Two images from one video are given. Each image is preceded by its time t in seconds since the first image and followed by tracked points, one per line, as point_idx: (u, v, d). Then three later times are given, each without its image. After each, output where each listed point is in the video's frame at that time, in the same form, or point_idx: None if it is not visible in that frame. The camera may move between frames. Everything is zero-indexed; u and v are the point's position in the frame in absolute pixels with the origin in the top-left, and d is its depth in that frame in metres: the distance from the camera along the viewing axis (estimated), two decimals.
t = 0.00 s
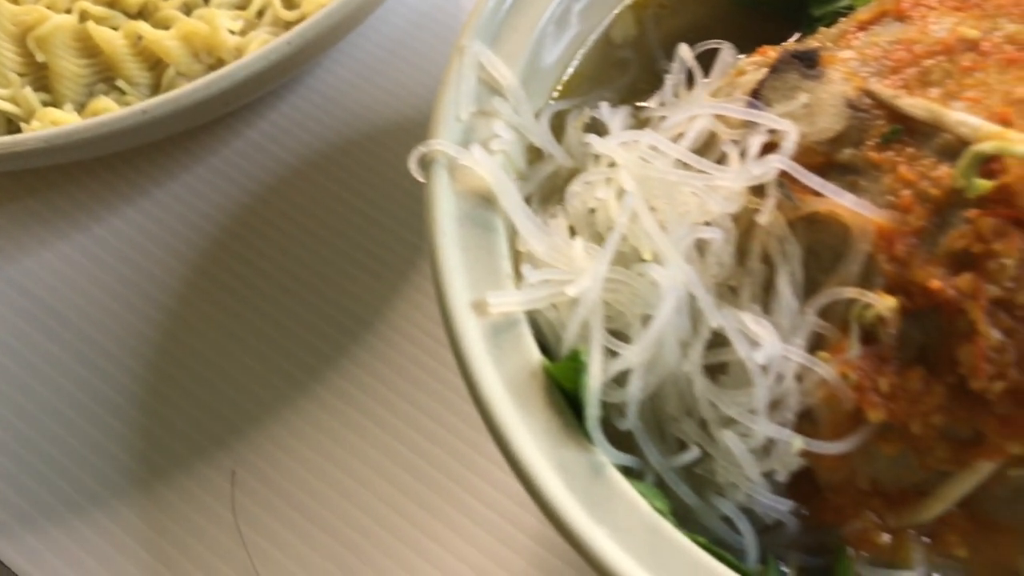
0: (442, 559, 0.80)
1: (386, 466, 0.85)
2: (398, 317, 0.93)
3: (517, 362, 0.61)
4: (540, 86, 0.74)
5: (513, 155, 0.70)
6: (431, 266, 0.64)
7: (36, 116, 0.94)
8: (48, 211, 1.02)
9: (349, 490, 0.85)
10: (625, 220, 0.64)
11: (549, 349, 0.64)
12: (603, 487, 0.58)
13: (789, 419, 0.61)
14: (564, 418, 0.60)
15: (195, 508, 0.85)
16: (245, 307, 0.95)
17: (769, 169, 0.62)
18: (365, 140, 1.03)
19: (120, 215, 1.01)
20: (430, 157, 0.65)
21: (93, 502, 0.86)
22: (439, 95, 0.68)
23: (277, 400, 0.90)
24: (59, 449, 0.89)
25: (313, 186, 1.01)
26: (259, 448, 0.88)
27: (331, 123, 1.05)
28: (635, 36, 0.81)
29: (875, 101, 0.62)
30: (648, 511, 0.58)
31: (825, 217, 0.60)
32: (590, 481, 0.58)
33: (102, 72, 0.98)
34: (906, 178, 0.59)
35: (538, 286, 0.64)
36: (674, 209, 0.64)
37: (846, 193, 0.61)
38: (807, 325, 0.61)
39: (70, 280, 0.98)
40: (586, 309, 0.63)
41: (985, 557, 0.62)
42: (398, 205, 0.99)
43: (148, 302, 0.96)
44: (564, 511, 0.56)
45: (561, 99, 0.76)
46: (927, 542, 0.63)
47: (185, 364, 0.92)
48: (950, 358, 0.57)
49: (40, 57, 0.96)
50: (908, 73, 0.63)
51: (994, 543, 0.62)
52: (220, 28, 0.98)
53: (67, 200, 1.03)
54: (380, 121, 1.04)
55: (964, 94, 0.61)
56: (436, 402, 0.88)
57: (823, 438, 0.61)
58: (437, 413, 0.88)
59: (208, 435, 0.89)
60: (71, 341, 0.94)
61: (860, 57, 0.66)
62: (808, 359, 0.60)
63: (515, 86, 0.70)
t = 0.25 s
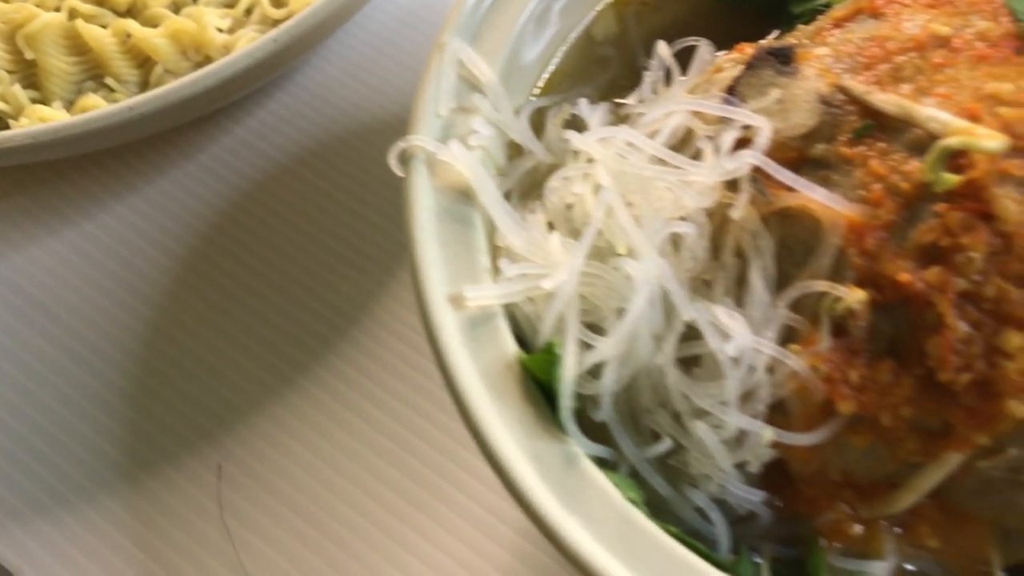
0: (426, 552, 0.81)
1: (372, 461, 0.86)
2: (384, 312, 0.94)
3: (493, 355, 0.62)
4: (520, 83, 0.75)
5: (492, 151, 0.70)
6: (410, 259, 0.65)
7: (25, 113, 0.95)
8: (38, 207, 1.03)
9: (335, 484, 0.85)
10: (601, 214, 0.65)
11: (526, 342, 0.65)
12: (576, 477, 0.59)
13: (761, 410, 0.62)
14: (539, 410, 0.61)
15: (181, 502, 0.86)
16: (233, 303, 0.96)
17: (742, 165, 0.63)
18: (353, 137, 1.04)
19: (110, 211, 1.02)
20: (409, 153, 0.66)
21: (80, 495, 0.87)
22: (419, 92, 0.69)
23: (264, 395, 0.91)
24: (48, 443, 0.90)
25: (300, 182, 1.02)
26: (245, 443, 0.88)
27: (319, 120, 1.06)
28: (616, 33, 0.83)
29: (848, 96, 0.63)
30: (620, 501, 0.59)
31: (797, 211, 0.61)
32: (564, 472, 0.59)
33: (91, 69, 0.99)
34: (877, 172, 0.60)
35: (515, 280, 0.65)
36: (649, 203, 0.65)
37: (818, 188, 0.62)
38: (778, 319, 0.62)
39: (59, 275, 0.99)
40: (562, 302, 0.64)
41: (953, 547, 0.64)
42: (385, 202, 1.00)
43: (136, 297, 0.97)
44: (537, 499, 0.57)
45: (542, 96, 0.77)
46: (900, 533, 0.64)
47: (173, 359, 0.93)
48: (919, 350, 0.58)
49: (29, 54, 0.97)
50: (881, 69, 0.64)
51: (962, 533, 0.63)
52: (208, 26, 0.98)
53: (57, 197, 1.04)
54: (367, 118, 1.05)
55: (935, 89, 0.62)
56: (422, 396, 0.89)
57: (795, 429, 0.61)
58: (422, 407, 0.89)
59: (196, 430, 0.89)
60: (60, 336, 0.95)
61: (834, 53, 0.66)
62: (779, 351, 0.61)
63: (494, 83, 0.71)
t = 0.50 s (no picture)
0: (408, 546, 0.82)
1: (354, 455, 0.87)
2: (367, 308, 0.95)
3: (465, 348, 0.62)
4: (497, 78, 0.75)
5: (467, 146, 0.71)
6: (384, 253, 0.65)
7: (10, 109, 0.96)
8: (24, 203, 1.04)
9: (317, 478, 0.86)
10: (573, 209, 0.66)
11: (498, 335, 0.66)
12: (546, 468, 0.59)
13: (728, 402, 0.62)
14: (510, 401, 0.61)
15: (164, 496, 0.87)
16: (218, 298, 0.96)
17: (712, 159, 0.64)
18: (338, 133, 1.05)
19: (96, 208, 1.03)
20: (384, 147, 0.67)
21: (65, 490, 0.88)
22: (395, 87, 0.69)
23: (248, 390, 0.91)
24: (32, 437, 0.90)
25: (285, 178, 1.02)
26: (228, 437, 0.89)
27: (304, 117, 1.06)
28: (594, 30, 0.83)
29: (818, 91, 0.63)
30: (590, 491, 0.59)
31: (766, 205, 0.62)
32: (533, 462, 0.59)
33: (76, 66, 1.00)
34: (845, 166, 0.61)
35: (487, 273, 0.65)
36: (620, 198, 0.66)
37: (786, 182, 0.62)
38: (745, 311, 0.63)
39: (45, 271, 0.99)
40: (534, 295, 0.64)
41: (923, 537, 0.64)
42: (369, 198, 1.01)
43: (121, 293, 0.97)
44: (505, 490, 0.57)
45: (521, 91, 0.78)
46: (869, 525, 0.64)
47: (157, 354, 0.93)
48: (885, 342, 0.58)
49: (14, 51, 0.97)
50: (851, 64, 0.65)
51: (932, 524, 0.64)
52: (192, 24, 0.99)
53: (43, 193, 1.04)
54: (352, 115, 1.05)
55: (903, 84, 0.62)
56: (404, 391, 0.90)
57: (763, 421, 0.62)
58: (405, 402, 0.90)
59: (179, 424, 0.90)
60: (45, 331, 0.96)
61: (805, 48, 0.67)
62: (747, 343, 0.61)
63: (470, 79, 0.71)
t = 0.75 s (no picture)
0: (387, 537, 0.82)
1: (335, 447, 0.87)
2: (348, 301, 0.95)
3: (437, 337, 0.62)
4: (474, 71, 0.76)
5: (443, 137, 0.71)
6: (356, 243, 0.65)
7: None
8: (8, 197, 1.04)
9: (296, 469, 0.86)
10: (546, 200, 0.66)
11: (471, 325, 0.66)
12: (515, 456, 0.60)
13: (698, 391, 0.63)
14: (480, 391, 0.62)
15: (143, 487, 0.86)
16: (201, 292, 0.96)
17: (683, 150, 0.64)
18: (322, 128, 1.05)
19: (81, 202, 1.03)
20: (359, 138, 0.66)
21: (46, 482, 0.87)
22: (370, 79, 0.69)
23: (229, 382, 0.91)
24: (14, 429, 0.90)
25: (269, 172, 1.03)
26: (208, 429, 0.89)
27: (288, 111, 1.06)
28: (573, 23, 0.83)
29: (790, 82, 0.63)
30: (557, 480, 0.60)
31: (736, 195, 0.62)
32: (502, 450, 0.60)
33: (59, 60, 1.01)
34: (815, 156, 0.61)
35: (460, 264, 0.66)
36: (592, 188, 0.66)
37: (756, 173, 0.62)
38: (714, 301, 0.63)
39: (28, 263, 1.00)
40: (506, 285, 0.64)
41: (895, 527, 0.65)
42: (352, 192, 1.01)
43: (105, 286, 0.97)
44: (475, 477, 0.57)
45: (498, 83, 0.78)
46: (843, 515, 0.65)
47: (140, 347, 0.94)
48: (854, 331, 0.58)
49: None
50: (822, 56, 0.65)
51: (904, 514, 0.64)
52: (176, 18, 0.99)
53: (27, 186, 1.04)
54: (336, 109, 1.06)
55: (874, 75, 0.63)
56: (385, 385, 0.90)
57: (732, 411, 0.62)
58: (386, 396, 0.90)
59: (160, 416, 0.90)
60: (28, 323, 0.96)
61: (778, 40, 0.67)
62: (715, 332, 0.62)
63: (445, 70, 0.72)
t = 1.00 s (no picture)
0: (366, 532, 0.82)
1: (316, 444, 0.87)
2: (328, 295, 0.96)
3: (406, 329, 0.62)
4: (448, 64, 0.76)
5: (415, 130, 0.71)
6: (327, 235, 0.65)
7: None
8: None
9: (275, 464, 0.86)
10: (515, 192, 0.66)
11: (441, 317, 0.66)
12: (481, 447, 0.60)
13: (665, 381, 0.63)
14: (448, 381, 0.62)
15: (124, 483, 0.86)
16: (181, 287, 0.96)
17: (652, 142, 0.64)
18: (303, 123, 1.05)
19: (62, 197, 1.03)
20: (330, 130, 0.66)
21: (26, 477, 0.87)
22: (342, 71, 0.69)
23: (208, 377, 0.91)
24: None
25: (250, 167, 1.03)
26: (187, 423, 0.89)
27: (269, 106, 1.06)
28: (549, 17, 0.84)
29: (758, 74, 0.64)
30: (523, 470, 0.60)
31: (704, 187, 0.62)
32: (468, 441, 0.60)
33: (40, 55, 1.01)
34: (781, 148, 0.61)
35: (430, 255, 0.66)
36: (562, 179, 0.66)
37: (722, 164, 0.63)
38: (680, 292, 0.63)
39: (8, 258, 0.99)
40: (474, 277, 0.64)
41: (866, 520, 0.64)
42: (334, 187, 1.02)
43: (85, 281, 0.97)
44: (440, 468, 0.57)
45: (475, 77, 0.79)
46: (813, 508, 0.64)
47: (120, 341, 0.93)
48: (820, 322, 0.58)
49: None
50: (792, 47, 0.65)
51: (874, 507, 0.64)
52: (156, 13, 0.99)
53: (8, 181, 1.04)
54: (318, 104, 1.06)
55: (841, 66, 0.63)
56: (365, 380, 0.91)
57: (700, 401, 0.62)
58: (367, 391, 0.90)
59: (139, 411, 0.90)
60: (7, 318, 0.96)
61: (748, 33, 0.67)
62: (681, 323, 0.62)
63: (417, 63, 0.72)
